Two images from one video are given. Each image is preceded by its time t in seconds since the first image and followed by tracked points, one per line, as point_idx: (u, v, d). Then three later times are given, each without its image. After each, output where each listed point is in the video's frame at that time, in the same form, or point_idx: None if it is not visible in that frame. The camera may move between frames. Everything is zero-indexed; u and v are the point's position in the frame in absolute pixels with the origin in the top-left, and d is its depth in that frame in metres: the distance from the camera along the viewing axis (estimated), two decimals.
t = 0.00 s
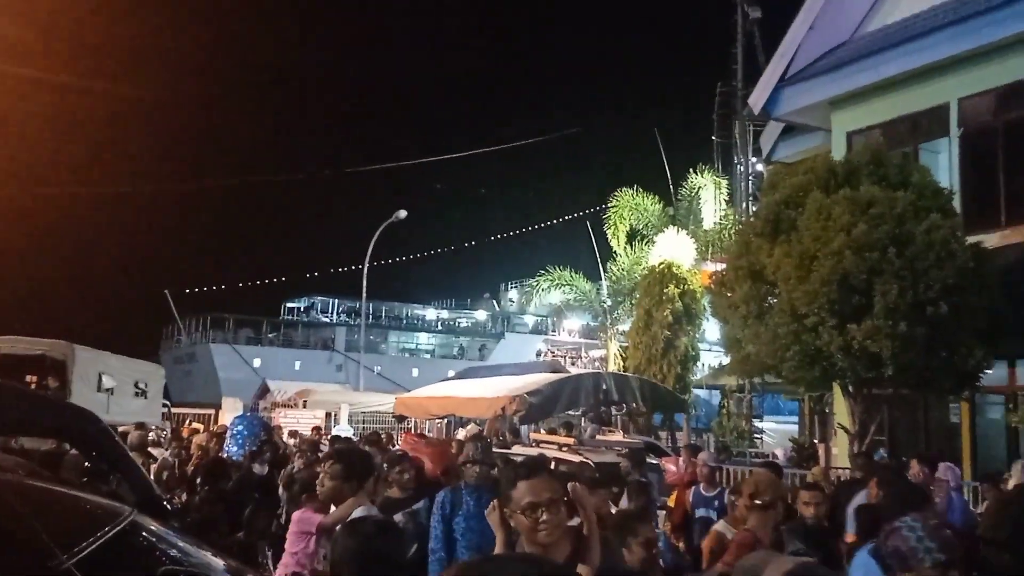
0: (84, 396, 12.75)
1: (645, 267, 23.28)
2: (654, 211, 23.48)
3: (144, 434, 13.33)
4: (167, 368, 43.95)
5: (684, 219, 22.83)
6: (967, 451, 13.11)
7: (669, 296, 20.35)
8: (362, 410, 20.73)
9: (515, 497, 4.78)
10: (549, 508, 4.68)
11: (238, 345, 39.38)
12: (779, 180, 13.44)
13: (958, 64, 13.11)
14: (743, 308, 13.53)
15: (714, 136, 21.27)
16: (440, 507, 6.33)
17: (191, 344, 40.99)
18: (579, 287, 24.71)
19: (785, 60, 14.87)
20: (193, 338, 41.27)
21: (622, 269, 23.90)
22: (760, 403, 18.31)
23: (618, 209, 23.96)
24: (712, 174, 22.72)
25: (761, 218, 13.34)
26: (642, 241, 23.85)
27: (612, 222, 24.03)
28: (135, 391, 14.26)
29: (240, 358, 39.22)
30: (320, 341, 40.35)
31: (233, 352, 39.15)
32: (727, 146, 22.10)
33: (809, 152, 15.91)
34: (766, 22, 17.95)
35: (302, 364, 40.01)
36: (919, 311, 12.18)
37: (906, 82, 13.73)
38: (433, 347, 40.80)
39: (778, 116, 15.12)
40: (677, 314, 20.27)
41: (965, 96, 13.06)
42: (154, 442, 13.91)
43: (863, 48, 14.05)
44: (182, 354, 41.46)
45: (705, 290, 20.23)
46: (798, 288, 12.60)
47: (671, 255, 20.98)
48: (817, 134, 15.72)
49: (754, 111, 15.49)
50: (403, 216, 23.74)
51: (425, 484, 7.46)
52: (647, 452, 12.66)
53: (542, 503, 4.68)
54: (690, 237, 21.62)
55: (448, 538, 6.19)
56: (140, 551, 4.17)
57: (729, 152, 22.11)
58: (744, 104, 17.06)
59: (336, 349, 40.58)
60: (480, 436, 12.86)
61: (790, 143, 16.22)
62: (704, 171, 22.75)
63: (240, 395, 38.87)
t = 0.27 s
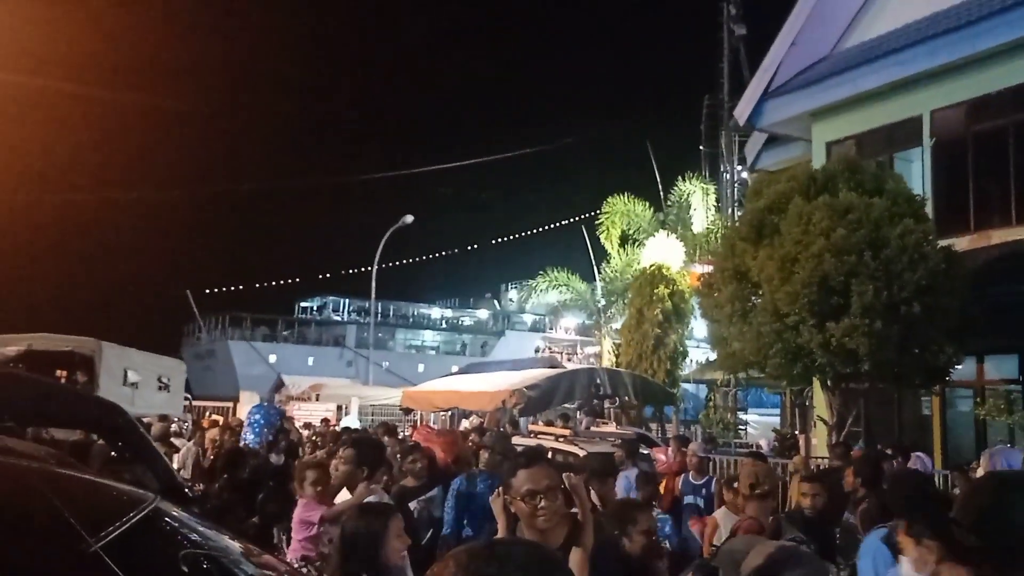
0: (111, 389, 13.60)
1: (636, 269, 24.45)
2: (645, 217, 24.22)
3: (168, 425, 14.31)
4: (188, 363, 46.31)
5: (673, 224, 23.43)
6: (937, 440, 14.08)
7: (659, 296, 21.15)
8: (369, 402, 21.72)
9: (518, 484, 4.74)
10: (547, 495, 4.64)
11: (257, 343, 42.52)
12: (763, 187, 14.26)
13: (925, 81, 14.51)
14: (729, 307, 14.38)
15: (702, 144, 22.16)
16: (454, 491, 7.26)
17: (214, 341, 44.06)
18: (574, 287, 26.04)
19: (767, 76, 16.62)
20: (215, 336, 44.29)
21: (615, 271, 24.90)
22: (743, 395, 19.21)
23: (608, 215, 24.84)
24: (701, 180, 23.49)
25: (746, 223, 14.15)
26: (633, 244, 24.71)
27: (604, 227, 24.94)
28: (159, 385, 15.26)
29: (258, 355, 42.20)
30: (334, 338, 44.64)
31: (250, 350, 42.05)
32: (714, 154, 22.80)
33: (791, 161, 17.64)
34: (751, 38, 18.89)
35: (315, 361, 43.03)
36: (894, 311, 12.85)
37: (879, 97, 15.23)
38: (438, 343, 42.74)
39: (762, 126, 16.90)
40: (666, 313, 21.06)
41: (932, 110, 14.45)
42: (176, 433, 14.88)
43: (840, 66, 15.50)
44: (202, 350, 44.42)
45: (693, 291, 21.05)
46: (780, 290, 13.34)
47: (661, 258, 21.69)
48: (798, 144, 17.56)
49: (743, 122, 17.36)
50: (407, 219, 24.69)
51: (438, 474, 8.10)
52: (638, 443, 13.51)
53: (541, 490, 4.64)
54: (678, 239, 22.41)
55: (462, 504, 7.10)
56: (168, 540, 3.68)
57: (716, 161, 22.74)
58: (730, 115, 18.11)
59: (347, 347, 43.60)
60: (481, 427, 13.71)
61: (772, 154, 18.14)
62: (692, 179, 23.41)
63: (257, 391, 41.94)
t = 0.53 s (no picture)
0: (115, 387, 13.72)
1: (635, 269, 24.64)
2: (644, 217, 24.32)
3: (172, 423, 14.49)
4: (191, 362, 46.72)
5: (671, 224, 23.54)
6: (933, 439, 14.23)
7: (657, 297, 21.30)
8: (370, 401, 21.90)
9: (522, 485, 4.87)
10: (549, 492, 4.74)
11: (260, 342, 42.84)
12: (760, 189, 14.40)
13: (920, 83, 14.68)
14: (728, 307, 14.52)
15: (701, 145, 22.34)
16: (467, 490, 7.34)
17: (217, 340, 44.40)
18: (573, 287, 25.95)
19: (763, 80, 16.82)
20: (218, 334, 44.59)
21: (615, 271, 25.10)
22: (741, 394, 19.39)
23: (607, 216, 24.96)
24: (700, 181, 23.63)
25: (743, 224, 14.29)
26: (632, 245, 24.93)
27: (603, 228, 25.09)
28: (163, 384, 15.44)
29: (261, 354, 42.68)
30: (336, 337, 44.83)
31: (253, 348, 42.43)
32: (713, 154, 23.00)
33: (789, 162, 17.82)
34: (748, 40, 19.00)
35: (317, 359, 43.81)
36: (891, 311, 12.91)
37: (875, 99, 15.40)
38: (439, 342, 43.03)
39: (759, 129, 17.07)
40: (664, 313, 21.22)
41: (928, 112, 14.61)
42: (180, 431, 15.05)
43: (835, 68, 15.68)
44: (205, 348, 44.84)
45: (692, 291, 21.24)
46: (778, 290, 13.42)
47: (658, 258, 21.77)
48: (795, 146, 17.75)
49: (740, 125, 17.52)
50: (407, 221, 24.81)
51: (442, 474, 7.82)
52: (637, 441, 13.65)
53: (542, 488, 4.75)
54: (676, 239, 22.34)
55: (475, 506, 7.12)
56: (171, 535, 3.80)
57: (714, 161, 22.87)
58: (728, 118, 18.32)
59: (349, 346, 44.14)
60: (481, 426, 13.85)
61: (770, 156, 18.33)
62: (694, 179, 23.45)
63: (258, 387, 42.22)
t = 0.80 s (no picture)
0: (115, 386, 13.70)
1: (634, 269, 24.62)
2: (645, 217, 24.42)
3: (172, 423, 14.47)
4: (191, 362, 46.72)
5: (672, 224, 23.58)
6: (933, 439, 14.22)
7: (657, 297, 21.29)
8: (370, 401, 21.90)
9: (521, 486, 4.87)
10: (549, 494, 4.74)
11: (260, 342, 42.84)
12: (760, 189, 14.35)
13: (921, 83, 14.67)
14: (728, 307, 14.51)
15: (701, 145, 22.34)
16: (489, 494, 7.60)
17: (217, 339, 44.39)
18: (574, 288, 26.22)
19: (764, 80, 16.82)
20: (218, 334, 44.59)
21: (615, 271, 25.13)
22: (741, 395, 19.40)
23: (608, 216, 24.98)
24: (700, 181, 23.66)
25: (744, 224, 14.26)
26: (632, 245, 24.98)
27: (603, 227, 25.11)
28: (163, 385, 15.43)
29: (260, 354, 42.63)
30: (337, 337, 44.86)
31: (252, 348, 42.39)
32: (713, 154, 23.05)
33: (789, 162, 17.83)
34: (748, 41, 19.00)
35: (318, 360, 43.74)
36: (891, 311, 12.90)
37: (876, 99, 15.40)
38: (440, 342, 43.13)
39: (759, 128, 17.07)
40: (665, 313, 21.21)
41: (929, 112, 14.61)
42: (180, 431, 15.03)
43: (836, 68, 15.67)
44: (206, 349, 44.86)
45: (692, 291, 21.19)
46: (778, 290, 13.39)
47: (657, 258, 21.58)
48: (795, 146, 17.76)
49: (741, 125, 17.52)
50: (407, 221, 24.82)
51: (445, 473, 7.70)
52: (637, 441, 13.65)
53: (542, 488, 4.76)
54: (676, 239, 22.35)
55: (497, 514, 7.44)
56: (170, 536, 3.80)
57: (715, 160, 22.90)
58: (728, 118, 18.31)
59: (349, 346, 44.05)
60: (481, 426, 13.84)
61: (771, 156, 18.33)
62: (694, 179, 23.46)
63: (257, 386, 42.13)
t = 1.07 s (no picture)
0: (116, 388, 13.76)
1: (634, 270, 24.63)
2: (644, 217, 24.59)
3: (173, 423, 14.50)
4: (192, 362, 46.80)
5: (673, 224, 23.66)
6: (932, 439, 14.24)
7: (657, 297, 21.32)
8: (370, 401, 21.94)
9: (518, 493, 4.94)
10: (548, 502, 4.77)
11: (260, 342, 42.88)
12: (759, 189, 14.36)
13: (920, 83, 14.71)
14: (727, 307, 14.52)
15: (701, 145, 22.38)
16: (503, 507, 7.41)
17: (217, 339, 44.44)
18: (572, 288, 26.17)
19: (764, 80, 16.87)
20: (219, 334, 44.65)
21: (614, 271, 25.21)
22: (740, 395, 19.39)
23: (609, 216, 25.11)
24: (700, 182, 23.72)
25: (743, 225, 14.28)
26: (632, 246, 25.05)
27: (604, 227, 25.22)
28: (163, 385, 15.46)
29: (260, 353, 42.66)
30: (336, 337, 44.89)
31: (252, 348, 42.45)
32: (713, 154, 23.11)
33: (789, 163, 17.87)
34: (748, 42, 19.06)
35: (318, 360, 43.70)
36: (890, 311, 12.91)
37: (876, 99, 15.44)
38: (440, 342, 43.30)
39: (758, 129, 17.12)
40: (664, 313, 21.24)
41: (928, 113, 14.67)
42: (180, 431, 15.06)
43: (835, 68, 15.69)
44: (206, 349, 44.94)
45: (691, 290, 21.16)
46: (778, 290, 13.41)
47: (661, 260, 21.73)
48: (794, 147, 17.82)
49: (739, 125, 17.54)
50: (407, 221, 24.86)
51: (454, 473, 7.77)
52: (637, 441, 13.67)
53: (541, 497, 4.79)
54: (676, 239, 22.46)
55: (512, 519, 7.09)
56: (170, 535, 3.85)
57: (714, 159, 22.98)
58: (727, 119, 18.32)
59: (349, 346, 44.12)
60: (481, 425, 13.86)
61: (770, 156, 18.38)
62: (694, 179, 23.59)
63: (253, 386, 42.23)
